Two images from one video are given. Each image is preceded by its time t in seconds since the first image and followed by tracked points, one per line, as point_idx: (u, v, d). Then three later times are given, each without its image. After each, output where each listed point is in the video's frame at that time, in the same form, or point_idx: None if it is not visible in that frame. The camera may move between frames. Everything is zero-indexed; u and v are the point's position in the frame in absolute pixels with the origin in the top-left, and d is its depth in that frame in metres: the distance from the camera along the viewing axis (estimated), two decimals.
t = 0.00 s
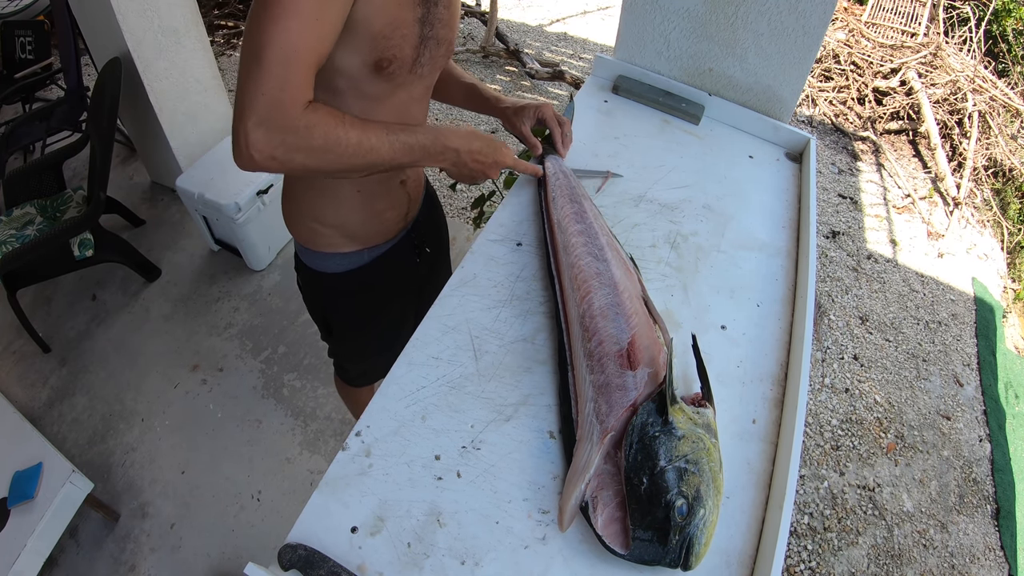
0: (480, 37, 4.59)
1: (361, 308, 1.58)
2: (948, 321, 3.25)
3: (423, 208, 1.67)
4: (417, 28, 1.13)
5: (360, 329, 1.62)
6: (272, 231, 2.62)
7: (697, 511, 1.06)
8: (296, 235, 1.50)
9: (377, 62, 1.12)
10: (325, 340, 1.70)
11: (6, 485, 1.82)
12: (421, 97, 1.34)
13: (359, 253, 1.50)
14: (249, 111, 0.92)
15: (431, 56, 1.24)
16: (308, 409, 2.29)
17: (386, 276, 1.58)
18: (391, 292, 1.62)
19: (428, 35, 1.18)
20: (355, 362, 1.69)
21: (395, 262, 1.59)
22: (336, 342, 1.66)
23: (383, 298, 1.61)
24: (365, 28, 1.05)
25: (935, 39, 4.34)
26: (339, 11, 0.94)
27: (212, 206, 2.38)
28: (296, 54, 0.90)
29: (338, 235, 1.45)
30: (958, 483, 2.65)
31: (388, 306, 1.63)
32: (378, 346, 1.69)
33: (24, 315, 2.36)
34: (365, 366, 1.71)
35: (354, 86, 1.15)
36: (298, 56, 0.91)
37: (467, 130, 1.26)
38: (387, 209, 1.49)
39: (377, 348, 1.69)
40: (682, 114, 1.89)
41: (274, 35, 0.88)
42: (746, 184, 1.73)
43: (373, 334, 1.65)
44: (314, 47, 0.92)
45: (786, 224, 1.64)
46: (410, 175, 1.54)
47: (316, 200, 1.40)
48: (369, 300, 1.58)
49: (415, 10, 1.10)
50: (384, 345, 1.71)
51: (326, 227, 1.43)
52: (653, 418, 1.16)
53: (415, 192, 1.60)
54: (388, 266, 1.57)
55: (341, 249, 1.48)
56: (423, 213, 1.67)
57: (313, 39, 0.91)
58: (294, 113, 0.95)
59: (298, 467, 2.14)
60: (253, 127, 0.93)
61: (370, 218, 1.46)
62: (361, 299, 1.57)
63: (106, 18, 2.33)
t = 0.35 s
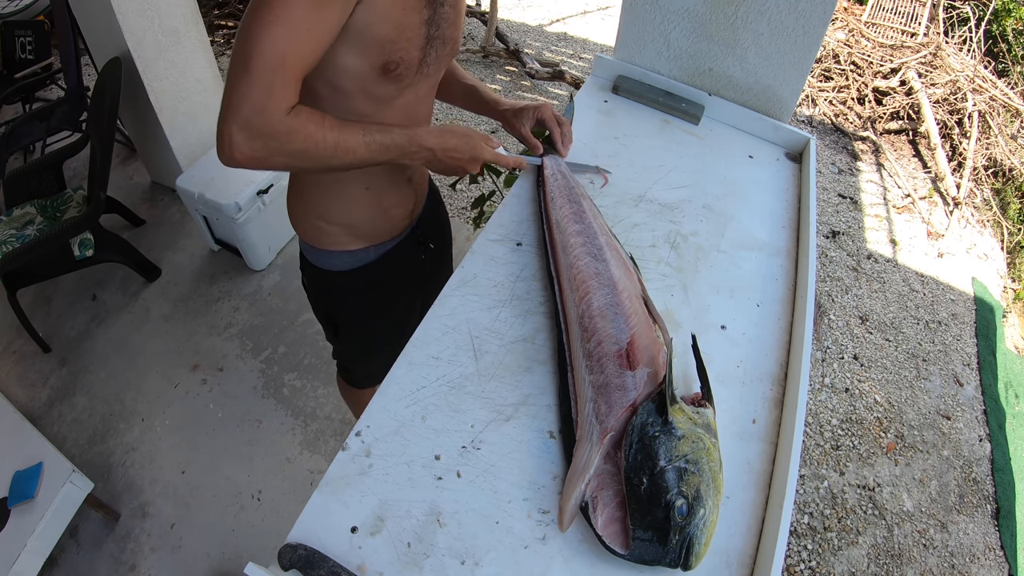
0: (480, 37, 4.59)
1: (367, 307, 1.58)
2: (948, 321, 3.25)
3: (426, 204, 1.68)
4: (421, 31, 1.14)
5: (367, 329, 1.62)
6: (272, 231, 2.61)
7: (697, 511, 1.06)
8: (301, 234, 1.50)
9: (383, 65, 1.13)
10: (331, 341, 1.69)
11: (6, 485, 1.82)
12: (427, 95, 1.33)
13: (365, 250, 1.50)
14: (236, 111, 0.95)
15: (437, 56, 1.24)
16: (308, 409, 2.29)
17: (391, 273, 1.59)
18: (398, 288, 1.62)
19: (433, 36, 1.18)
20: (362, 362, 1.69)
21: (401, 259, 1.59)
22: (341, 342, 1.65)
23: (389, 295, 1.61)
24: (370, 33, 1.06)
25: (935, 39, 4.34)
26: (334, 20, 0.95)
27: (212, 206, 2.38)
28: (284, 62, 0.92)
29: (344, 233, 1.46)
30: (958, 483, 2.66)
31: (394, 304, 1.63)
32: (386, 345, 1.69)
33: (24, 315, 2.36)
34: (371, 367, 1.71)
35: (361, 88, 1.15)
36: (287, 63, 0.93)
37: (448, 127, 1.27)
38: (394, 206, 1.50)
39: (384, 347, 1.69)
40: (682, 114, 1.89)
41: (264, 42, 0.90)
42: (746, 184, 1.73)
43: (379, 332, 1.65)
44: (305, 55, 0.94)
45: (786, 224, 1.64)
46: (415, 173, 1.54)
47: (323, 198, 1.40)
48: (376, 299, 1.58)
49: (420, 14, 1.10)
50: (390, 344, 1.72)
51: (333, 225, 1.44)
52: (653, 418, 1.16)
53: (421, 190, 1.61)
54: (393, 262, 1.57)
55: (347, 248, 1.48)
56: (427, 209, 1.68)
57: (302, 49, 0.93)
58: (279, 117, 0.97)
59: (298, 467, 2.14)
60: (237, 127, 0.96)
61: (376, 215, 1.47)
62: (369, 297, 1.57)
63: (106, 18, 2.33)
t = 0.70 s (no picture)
0: (480, 37, 4.58)
1: (366, 305, 1.58)
2: (948, 321, 3.25)
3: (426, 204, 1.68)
4: (417, 36, 1.13)
5: (367, 330, 1.62)
6: (272, 231, 2.62)
7: (697, 511, 1.06)
8: (299, 231, 1.51)
9: (379, 71, 1.13)
10: (331, 343, 1.69)
11: (6, 485, 1.82)
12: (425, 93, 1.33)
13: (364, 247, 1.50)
14: (238, 129, 0.99)
15: (433, 56, 1.22)
16: (308, 409, 2.29)
17: (390, 271, 1.58)
18: (397, 288, 1.62)
19: (429, 36, 1.16)
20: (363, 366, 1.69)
21: (399, 257, 1.59)
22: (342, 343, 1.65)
23: (388, 293, 1.60)
24: (363, 41, 1.06)
25: (935, 39, 4.34)
26: (327, 37, 0.97)
27: (212, 206, 2.38)
28: (280, 81, 0.95)
29: (342, 231, 1.45)
30: (958, 482, 2.65)
31: (393, 302, 1.63)
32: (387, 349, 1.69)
33: (24, 315, 2.36)
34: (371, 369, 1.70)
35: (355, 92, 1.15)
36: (282, 82, 0.95)
37: (444, 138, 1.28)
38: (392, 203, 1.50)
39: (385, 350, 1.69)
40: (682, 114, 1.89)
41: (258, 63, 0.92)
42: (746, 184, 1.73)
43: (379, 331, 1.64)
44: (299, 73, 0.96)
45: (786, 224, 1.64)
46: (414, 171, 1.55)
47: (319, 196, 1.40)
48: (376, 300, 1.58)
49: (414, 18, 1.09)
50: (391, 348, 1.71)
51: (330, 222, 1.44)
52: (653, 418, 1.16)
53: (420, 188, 1.61)
54: (393, 261, 1.57)
55: (344, 245, 1.48)
56: (427, 208, 1.68)
57: (298, 68, 0.95)
58: (279, 134, 1.00)
59: (298, 467, 2.14)
60: (239, 144, 1.00)
61: (374, 213, 1.47)
62: (368, 298, 1.57)
63: (106, 18, 2.33)
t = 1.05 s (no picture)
0: (480, 37, 4.58)
1: (347, 314, 1.57)
2: (948, 321, 3.25)
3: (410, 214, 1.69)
4: (387, 44, 1.14)
5: (351, 340, 1.61)
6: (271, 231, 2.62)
7: (697, 511, 1.07)
8: (280, 239, 1.52)
9: (350, 86, 1.14)
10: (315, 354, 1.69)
11: (6, 485, 1.82)
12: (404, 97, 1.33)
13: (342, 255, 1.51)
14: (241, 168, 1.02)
15: (407, 60, 1.23)
16: (307, 409, 2.29)
17: (372, 281, 1.58)
18: (382, 298, 1.61)
19: (400, 41, 1.17)
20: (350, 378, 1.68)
21: (381, 266, 1.59)
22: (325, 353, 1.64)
23: (370, 303, 1.59)
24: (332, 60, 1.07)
25: (935, 39, 4.33)
26: (302, 68, 0.98)
27: (212, 207, 2.38)
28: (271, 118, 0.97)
29: (319, 238, 1.46)
30: (958, 482, 2.65)
31: (376, 312, 1.62)
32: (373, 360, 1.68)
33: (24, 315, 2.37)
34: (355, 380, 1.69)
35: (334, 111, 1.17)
36: (273, 118, 0.97)
37: (448, 147, 1.33)
38: (372, 214, 1.50)
39: (371, 361, 1.68)
40: (682, 114, 1.89)
41: (244, 106, 0.94)
42: (746, 184, 1.73)
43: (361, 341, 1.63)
44: (286, 106, 0.98)
45: (786, 224, 1.64)
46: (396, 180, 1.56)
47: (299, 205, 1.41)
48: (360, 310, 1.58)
49: (381, 28, 1.10)
50: (377, 358, 1.71)
51: (307, 230, 1.44)
52: (652, 418, 1.16)
53: (402, 200, 1.62)
54: (375, 271, 1.57)
55: (323, 252, 1.49)
56: (411, 218, 1.69)
57: (282, 102, 0.97)
58: (283, 169, 1.04)
59: (298, 467, 2.14)
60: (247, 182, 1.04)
61: (353, 222, 1.47)
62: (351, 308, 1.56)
63: (106, 18, 2.33)
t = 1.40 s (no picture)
0: (480, 37, 4.58)
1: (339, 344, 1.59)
2: (948, 321, 3.25)
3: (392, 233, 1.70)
4: (315, 72, 1.15)
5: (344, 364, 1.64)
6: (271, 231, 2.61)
7: (697, 511, 1.07)
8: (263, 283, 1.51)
9: (286, 126, 1.15)
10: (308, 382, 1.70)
11: (7, 485, 1.82)
12: (356, 114, 1.35)
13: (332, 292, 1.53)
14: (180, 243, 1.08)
15: (348, 73, 1.25)
16: (308, 408, 2.28)
17: (360, 309, 1.61)
18: (372, 320, 1.64)
19: (333, 59, 1.19)
20: (339, 397, 1.71)
21: (367, 293, 1.61)
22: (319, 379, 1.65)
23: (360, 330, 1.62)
24: (255, 112, 1.09)
25: (935, 39, 4.33)
26: (211, 130, 1.00)
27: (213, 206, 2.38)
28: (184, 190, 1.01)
29: (305, 276, 1.47)
30: (958, 482, 2.66)
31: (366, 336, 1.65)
32: (362, 378, 1.72)
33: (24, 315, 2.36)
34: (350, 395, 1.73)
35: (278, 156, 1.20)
36: (190, 190, 1.02)
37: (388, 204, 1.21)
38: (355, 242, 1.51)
39: (363, 381, 1.72)
40: (682, 114, 1.89)
41: (163, 183, 0.99)
42: (746, 185, 1.73)
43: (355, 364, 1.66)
44: (202, 172, 1.01)
45: (786, 224, 1.64)
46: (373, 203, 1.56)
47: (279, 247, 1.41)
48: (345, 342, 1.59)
49: (298, 60, 1.11)
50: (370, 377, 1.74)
51: (293, 272, 1.45)
52: (652, 418, 1.16)
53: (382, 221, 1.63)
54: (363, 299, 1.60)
55: (311, 291, 1.50)
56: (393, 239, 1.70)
57: (195, 173, 1.01)
58: (209, 235, 1.06)
59: (298, 467, 2.14)
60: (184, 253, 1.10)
61: (337, 255, 1.48)
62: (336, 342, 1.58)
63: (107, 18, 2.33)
